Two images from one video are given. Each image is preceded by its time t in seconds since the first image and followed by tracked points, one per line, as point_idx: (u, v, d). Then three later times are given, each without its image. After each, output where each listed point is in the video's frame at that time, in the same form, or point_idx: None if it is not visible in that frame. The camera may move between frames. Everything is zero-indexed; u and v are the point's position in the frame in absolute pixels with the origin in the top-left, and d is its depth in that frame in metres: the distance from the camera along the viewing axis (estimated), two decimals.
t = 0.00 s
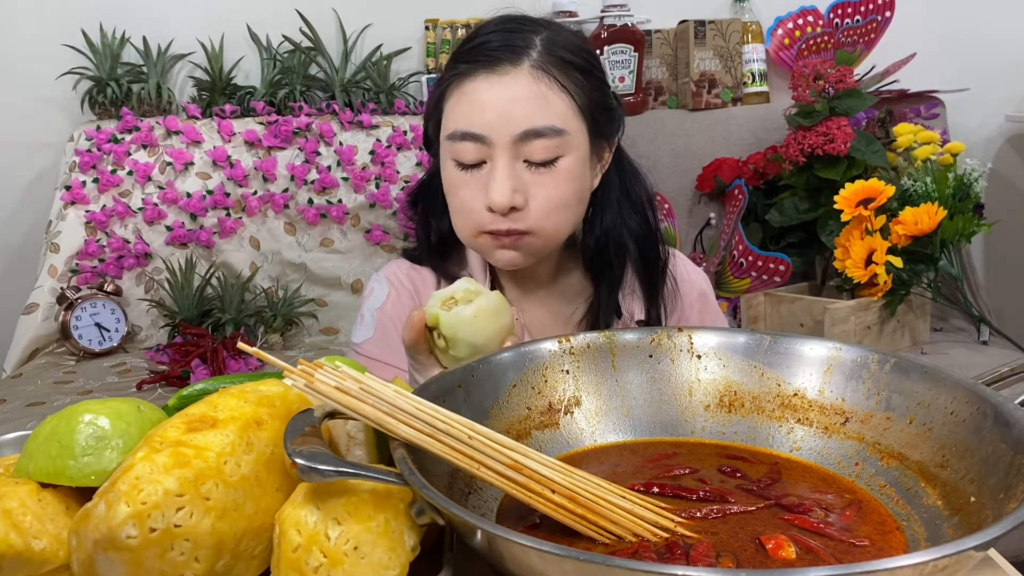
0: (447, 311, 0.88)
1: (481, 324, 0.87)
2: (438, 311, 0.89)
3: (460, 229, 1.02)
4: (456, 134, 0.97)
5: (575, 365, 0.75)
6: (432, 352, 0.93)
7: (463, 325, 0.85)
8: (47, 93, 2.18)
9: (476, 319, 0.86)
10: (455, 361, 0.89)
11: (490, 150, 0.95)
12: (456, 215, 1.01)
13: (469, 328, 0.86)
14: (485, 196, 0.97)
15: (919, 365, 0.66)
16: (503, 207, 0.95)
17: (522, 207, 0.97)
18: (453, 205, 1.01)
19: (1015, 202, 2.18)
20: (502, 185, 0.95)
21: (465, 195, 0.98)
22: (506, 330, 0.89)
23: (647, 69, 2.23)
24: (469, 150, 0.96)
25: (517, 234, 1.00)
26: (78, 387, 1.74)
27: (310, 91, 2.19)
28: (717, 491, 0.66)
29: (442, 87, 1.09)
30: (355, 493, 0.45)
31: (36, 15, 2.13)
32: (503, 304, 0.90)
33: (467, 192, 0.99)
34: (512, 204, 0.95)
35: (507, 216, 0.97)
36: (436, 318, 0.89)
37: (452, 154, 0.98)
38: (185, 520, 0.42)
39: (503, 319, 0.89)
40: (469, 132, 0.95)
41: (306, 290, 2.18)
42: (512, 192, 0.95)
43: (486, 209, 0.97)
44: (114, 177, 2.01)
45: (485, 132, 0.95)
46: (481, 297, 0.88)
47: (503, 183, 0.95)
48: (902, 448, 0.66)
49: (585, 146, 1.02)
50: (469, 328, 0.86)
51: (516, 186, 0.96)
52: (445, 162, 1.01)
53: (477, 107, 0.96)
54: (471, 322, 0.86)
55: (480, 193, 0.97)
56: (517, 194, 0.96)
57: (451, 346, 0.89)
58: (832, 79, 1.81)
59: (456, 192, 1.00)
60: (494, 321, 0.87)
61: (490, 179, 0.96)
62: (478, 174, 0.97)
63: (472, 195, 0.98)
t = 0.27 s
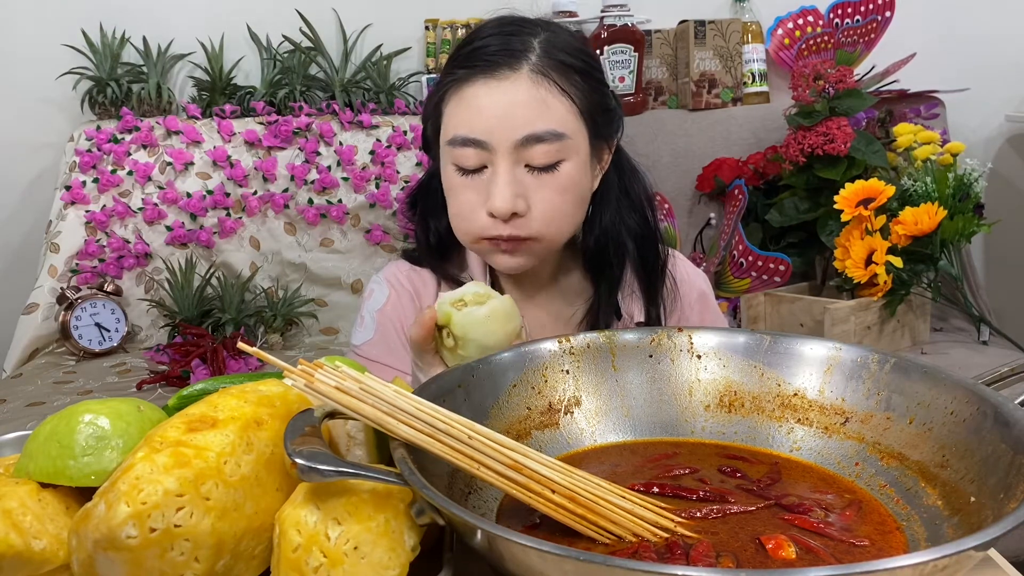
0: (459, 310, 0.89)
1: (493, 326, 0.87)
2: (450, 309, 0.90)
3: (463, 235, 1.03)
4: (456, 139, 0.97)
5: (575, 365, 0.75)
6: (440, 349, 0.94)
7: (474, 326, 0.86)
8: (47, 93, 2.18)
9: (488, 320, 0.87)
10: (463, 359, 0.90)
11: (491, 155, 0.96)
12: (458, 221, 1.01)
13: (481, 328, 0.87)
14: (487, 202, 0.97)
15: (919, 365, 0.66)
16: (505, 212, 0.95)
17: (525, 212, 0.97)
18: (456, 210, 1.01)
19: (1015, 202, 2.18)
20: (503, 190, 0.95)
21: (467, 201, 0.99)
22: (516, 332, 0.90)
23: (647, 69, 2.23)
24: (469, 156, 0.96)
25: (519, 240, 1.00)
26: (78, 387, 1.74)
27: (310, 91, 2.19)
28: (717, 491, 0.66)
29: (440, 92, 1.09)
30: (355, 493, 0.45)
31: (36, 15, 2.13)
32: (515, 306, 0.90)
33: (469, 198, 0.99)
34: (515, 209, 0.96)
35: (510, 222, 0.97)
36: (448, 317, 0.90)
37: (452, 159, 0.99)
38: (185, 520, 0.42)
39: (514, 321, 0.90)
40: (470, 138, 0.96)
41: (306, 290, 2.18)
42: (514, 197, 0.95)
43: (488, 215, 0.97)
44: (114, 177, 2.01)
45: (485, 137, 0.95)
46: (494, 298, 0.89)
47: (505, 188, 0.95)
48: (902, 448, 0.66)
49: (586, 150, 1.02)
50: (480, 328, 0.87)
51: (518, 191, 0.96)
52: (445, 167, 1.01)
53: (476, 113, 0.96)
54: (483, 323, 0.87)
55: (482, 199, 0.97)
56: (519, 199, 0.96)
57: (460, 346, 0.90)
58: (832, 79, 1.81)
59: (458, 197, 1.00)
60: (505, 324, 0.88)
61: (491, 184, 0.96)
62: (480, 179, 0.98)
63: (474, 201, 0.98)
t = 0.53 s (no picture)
0: (474, 309, 0.89)
1: (506, 328, 0.87)
2: (465, 308, 0.90)
3: (463, 235, 1.03)
4: (455, 140, 0.97)
5: (575, 365, 0.75)
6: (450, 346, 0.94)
7: (487, 325, 0.87)
8: (47, 93, 2.18)
9: (501, 320, 0.87)
10: (473, 358, 0.90)
11: (490, 155, 0.96)
12: (458, 221, 1.01)
13: (493, 327, 0.87)
14: (487, 202, 0.97)
15: (919, 365, 0.66)
16: (506, 212, 0.95)
17: (525, 211, 0.97)
18: (456, 211, 1.01)
19: (1015, 202, 2.18)
20: (504, 190, 0.95)
21: (468, 201, 0.99)
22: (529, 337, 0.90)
23: (647, 69, 2.23)
24: (469, 156, 0.96)
25: (520, 239, 1.00)
26: (78, 387, 1.74)
27: (310, 91, 2.19)
28: (717, 491, 0.66)
29: (438, 93, 1.09)
30: (355, 493, 0.45)
31: (36, 15, 2.13)
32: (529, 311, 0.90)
33: (469, 198, 0.99)
34: (515, 208, 0.95)
35: (510, 222, 0.97)
36: (462, 315, 0.90)
37: (452, 160, 0.98)
38: (185, 520, 0.42)
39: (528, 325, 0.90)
40: (469, 138, 0.96)
41: (306, 290, 2.18)
42: (515, 197, 0.95)
43: (489, 215, 0.97)
44: (114, 177, 2.01)
45: (484, 137, 0.95)
46: (509, 300, 0.89)
47: (505, 188, 0.95)
48: (902, 448, 0.66)
49: (586, 148, 1.02)
50: (492, 328, 0.87)
51: (518, 191, 0.96)
52: (445, 167, 1.01)
53: (476, 113, 0.96)
54: (496, 323, 0.87)
55: (482, 199, 0.97)
56: (519, 198, 0.96)
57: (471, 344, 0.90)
58: (832, 79, 1.82)
59: (458, 198, 1.00)
60: (518, 327, 0.88)
61: (491, 184, 0.96)
62: (479, 180, 0.97)
63: (474, 201, 0.98)
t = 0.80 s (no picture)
0: (462, 306, 0.89)
1: (493, 325, 0.88)
2: (453, 305, 0.90)
3: (480, 232, 1.03)
4: (475, 139, 0.97)
5: (575, 365, 0.75)
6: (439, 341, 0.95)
7: (473, 322, 0.87)
8: (47, 93, 2.18)
9: (488, 318, 0.88)
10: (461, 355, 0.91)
11: (509, 154, 0.96)
12: (476, 218, 1.02)
13: (479, 324, 0.87)
14: (507, 200, 0.98)
15: (919, 365, 0.66)
16: (525, 210, 0.96)
17: (544, 209, 0.98)
18: (473, 209, 1.02)
19: (1015, 202, 2.18)
20: (523, 189, 0.96)
21: (487, 200, 1.00)
22: (517, 335, 0.90)
23: (647, 69, 2.23)
24: (489, 154, 0.96)
25: (537, 237, 1.01)
26: (78, 387, 1.74)
27: (310, 91, 2.19)
28: (717, 491, 0.66)
29: (453, 91, 1.08)
30: (355, 493, 0.45)
31: (36, 15, 2.13)
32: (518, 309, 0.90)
33: (487, 196, 0.99)
34: (535, 207, 0.96)
35: (529, 220, 0.98)
36: (450, 312, 0.91)
37: (470, 158, 0.99)
38: (185, 520, 0.42)
39: (516, 323, 0.90)
40: (488, 137, 0.96)
41: (306, 291, 2.19)
42: (534, 195, 0.96)
43: (508, 213, 0.98)
44: (114, 177, 2.01)
45: (504, 137, 0.95)
46: (496, 297, 0.89)
47: (525, 187, 0.96)
48: (902, 449, 0.66)
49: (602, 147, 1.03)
50: (478, 325, 0.87)
51: (537, 190, 0.96)
52: (462, 165, 1.02)
53: (495, 112, 0.96)
54: (482, 320, 0.88)
55: (501, 197, 0.98)
56: (539, 197, 0.97)
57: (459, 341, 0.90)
58: (832, 79, 1.82)
59: (475, 196, 1.01)
60: (505, 325, 0.88)
61: (511, 183, 0.97)
62: (498, 178, 0.98)
63: (493, 199, 0.99)
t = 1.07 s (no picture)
0: (460, 309, 0.88)
1: (492, 329, 0.87)
2: (451, 308, 0.89)
3: (484, 236, 1.04)
4: (477, 144, 0.97)
5: (575, 365, 0.75)
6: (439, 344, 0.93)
7: (472, 326, 0.86)
8: (47, 93, 2.18)
9: (486, 321, 0.86)
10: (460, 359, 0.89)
11: (512, 160, 0.96)
12: (479, 223, 1.03)
13: (478, 328, 0.86)
14: (510, 206, 0.98)
15: (919, 365, 0.66)
16: (528, 217, 0.96)
17: (547, 215, 0.98)
18: (476, 214, 1.02)
19: (1016, 202, 2.18)
20: (526, 195, 0.96)
21: (490, 206, 0.99)
22: (517, 338, 0.89)
23: (647, 69, 2.23)
24: (492, 161, 0.96)
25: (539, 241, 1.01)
26: (78, 387, 1.74)
27: (310, 91, 2.19)
28: (717, 491, 0.66)
29: (455, 96, 1.08)
30: (355, 493, 0.45)
31: (36, 15, 2.13)
32: (517, 312, 0.89)
33: (490, 202, 0.99)
34: (538, 213, 0.96)
35: (534, 225, 0.99)
36: (448, 315, 0.89)
37: (472, 164, 0.99)
38: (185, 520, 0.42)
39: (515, 326, 0.89)
40: (491, 143, 0.96)
41: (306, 291, 2.19)
42: (537, 201, 0.96)
43: (511, 219, 0.99)
44: (114, 177, 2.01)
45: (507, 142, 0.95)
46: (495, 301, 0.88)
47: (528, 193, 0.96)
48: (902, 449, 0.66)
49: (604, 151, 1.03)
50: (477, 328, 0.86)
51: (540, 195, 0.96)
52: (465, 170, 1.01)
53: (498, 118, 0.96)
54: (481, 324, 0.86)
55: (504, 203, 0.98)
56: (542, 203, 0.96)
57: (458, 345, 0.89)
58: (832, 79, 1.82)
59: (478, 202, 1.01)
60: (504, 327, 0.87)
61: (514, 189, 0.97)
62: (501, 184, 0.98)
63: (496, 206, 0.99)
